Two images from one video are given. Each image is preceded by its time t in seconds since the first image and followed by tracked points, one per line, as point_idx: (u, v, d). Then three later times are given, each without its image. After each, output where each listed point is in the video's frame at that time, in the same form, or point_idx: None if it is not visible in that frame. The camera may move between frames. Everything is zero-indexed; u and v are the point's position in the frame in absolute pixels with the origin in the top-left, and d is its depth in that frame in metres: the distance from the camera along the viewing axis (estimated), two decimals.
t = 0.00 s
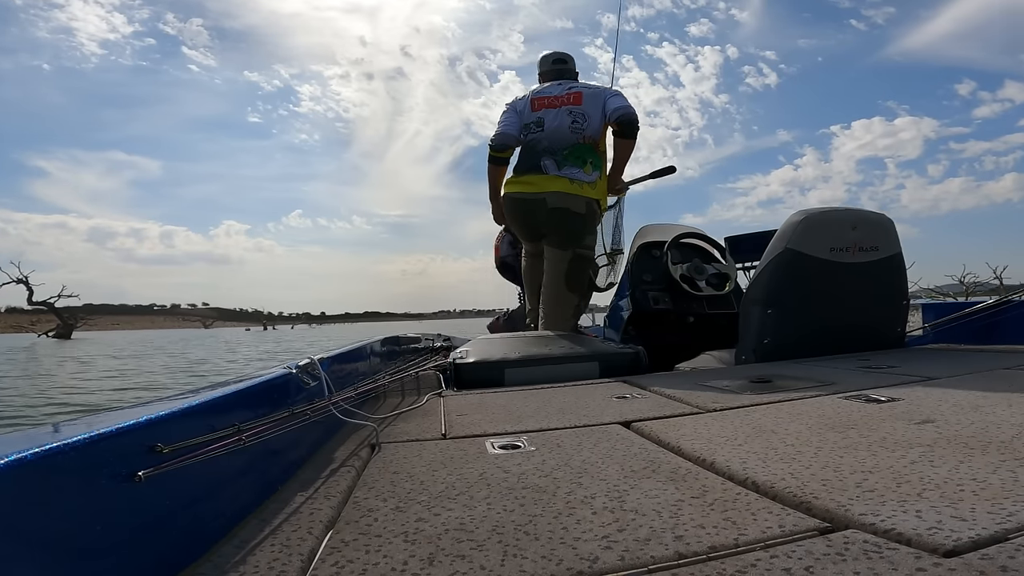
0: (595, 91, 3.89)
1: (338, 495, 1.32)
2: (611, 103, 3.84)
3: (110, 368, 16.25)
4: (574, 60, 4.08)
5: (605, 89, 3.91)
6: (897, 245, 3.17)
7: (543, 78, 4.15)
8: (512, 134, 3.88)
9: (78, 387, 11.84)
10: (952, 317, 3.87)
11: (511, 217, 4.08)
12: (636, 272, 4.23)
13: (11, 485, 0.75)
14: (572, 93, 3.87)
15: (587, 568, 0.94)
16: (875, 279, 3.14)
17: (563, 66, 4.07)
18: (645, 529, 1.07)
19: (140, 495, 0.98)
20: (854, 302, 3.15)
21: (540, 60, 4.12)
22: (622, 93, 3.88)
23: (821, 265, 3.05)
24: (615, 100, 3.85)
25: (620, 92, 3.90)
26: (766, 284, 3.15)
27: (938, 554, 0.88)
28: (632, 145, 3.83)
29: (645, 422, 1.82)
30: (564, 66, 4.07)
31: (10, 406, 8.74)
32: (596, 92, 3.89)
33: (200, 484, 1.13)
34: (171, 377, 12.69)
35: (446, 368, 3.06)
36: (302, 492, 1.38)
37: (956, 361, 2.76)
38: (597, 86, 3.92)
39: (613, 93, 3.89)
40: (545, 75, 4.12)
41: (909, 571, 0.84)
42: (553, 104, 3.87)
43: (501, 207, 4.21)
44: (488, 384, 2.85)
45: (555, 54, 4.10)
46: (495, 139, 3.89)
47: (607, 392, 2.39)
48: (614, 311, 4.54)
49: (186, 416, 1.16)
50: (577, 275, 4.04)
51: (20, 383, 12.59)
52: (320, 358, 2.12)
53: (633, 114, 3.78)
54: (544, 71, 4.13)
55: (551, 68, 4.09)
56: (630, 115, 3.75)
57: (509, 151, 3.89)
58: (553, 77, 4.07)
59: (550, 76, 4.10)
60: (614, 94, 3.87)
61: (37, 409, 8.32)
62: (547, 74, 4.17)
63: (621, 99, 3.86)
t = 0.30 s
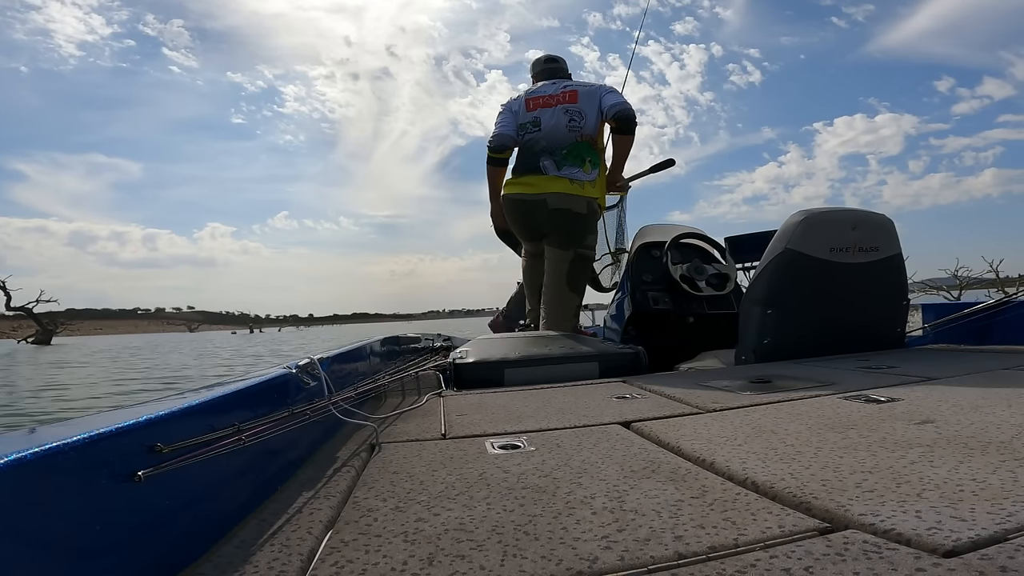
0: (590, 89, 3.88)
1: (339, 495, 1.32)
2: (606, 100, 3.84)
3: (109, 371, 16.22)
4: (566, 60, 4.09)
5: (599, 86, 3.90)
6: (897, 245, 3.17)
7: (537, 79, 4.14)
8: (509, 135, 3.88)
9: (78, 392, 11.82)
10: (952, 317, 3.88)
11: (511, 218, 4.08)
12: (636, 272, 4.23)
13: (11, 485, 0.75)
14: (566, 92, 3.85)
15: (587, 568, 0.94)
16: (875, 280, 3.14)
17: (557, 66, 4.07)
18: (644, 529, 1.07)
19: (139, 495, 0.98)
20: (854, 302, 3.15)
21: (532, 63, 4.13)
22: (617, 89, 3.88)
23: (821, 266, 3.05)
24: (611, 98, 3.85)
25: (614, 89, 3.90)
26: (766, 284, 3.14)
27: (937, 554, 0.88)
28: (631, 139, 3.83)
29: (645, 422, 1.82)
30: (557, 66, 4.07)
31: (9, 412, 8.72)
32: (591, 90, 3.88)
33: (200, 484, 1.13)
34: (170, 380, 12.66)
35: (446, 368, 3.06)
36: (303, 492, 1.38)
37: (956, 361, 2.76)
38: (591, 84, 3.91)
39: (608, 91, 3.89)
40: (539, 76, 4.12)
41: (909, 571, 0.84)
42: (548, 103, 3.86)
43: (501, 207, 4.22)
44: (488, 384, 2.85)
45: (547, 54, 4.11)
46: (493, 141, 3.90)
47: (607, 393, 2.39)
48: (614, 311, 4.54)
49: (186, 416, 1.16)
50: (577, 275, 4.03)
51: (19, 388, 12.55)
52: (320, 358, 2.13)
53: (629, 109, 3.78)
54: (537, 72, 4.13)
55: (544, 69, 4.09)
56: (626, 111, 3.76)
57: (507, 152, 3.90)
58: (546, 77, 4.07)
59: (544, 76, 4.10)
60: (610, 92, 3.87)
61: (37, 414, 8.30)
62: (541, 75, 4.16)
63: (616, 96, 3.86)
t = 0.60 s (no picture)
0: (586, 88, 3.87)
1: (338, 495, 1.32)
2: (602, 99, 3.84)
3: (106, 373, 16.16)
4: (563, 59, 4.08)
5: (596, 85, 3.90)
6: (896, 245, 3.17)
7: (534, 79, 4.15)
8: (507, 135, 3.88)
9: (73, 395, 11.75)
10: (952, 317, 3.88)
11: (512, 220, 4.09)
12: (635, 272, 4.23)
13: (11, 485, 0.75)
14: (562, 91, 3.85)
15: (587, 568, 0.94)
16: (875, 280, 3.14)
17: (553, 65, 4.06)
18: (644, 529, 1.07)
19: (139, 495, 0.98)
20: (854, 302, 3.15)
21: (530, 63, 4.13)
22: (613, 88, 3.87)
23: (821, 266, 3.05)
24: (607, 96, 3.84)
25: (611, 87, 3.89)
26: (766, 284, 3.14)
27: (937, 554, 0.88)
28: (627, 138, 3.82)
29: (645, 422, 1.82)
30: (553, 65, 4.06)
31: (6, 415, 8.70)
32: (587, 88, 3.87)
33: (199, 484, 1.13)
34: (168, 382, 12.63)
35: (446, 368, 3.06)
36: (302, 492, 1.38)
37: (955, 362, 2.76)
38: (587, 82, 3.90)
39: (604, 89, 3.88)
40: (536, 76, 4.12)
41: (908, 571, 0.84)
42: (544, 103, 3.85)
43: (497, 209, 4.15)
44: (488, 384, 2.85)
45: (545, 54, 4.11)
46: (490, 142, 3.91)
47: (607, 392, 2.38)
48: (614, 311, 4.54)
49: (186, 415, 1.16)
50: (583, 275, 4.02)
51: (17, 390, 12.54)
52: (320, 358, 2.13)
53: (625, 108, 3.77)
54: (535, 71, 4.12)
55: (542, 69, 4.08)
56: (622, 110, 3.75)
57: (505, 152, 3.90)
58: (542, 77, 4.07)
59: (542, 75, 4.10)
60: (606, 90, 3.86)
61: (33, 418, 8.26)
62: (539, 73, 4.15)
63: (613, 94, 3.85)
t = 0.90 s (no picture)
0: (586, 90, 3.89)
1: (338, 495, 1.32)
2: (602, 101, 3.85)
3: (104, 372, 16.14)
4: (563, 61, 4.08)
5: (596, 87, 3.91)
6: (896, 245, 3.17)
7: (535, 80, 4.16)
8: (506, 135, 3.87)
9: (72, 393, 11.75)
10: (951, 317, 3.88)
11: (510, 223, 4.07)
12: (635, 272, 4.23)
13: (11, 485, 0.75)
14: (562, 92, 3.85)
15: (587, 568, 0.94)
16: (875, 280, 3.14)
17: (554, 68, 4.06)
18: (645, 529, 1.07)
19: (140, 495, 0.98)
20: (854, 302, 3.16)
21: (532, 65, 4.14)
22: (613, 91, 3.89)
23: (822, 265, 3.05)
24: (608, 98, 3.85)
25: (611, 90, 3.90)
26: (766, 284, 3.14)
27: (937, 554, 0.88)
28: (626, 142, 3.82)
29: (645, 422, 1.82)
30: (554, 68, 4.06)
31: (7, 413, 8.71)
32: (587, 91, 3.88)
33: (200, 484, 1.13)
34: (166, 381, 12.60)
35: (446, 368, 3.06)
36: (303, 492, 1.38)
37: (956, 362, 2.76)
38: (588, 84, 3.92)
39: (605, 92, 3.89)
40: (538, 78, 4.13)
41: (909, 571, 0.84)
42: (544, 104, 3.86)
43: (494, 211, 4.10)
44: (488, 384, 2.84)
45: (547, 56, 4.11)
46: (489, 142, 3.90)
47: (607, 392, 2.38)
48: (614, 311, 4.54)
49: (186, 416, 1.15)
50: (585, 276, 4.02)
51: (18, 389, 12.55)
52: (320, 358, 2.12)
53: (625, 111, 3.78)
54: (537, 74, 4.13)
55: (543, 71, 4.09)
56: (621, 112, 3.77)
57: (503, 153, 3.89)
58: (544, 78, 4.08)
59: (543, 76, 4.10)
60: (606, 93, 3.87)
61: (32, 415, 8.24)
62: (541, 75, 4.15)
63: (613, 97, 3.86)
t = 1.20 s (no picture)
0: (585, 91, 3.88)
1: (338, 495, 1.31)
2: (601, 102, 3.85)
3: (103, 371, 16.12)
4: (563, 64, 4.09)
5: (595, 88, 3.91)
6: (896, 245, 3.17)
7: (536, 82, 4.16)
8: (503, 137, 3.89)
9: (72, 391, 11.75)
10: (951, 317, 3.89)
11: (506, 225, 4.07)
12: (635, 272, 4.23)
13: (12, 485, 0.75)
14: (561, 93, 3.85)
15: (587, 568, 0.94)
16: (875, 279, 3.15)
17: (554, 70, 4.07)
18: (645, 529, 1.07)
19: (140, 495, 0.98)
20: (854, 302, 3.16)
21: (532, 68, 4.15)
22: (612, 92, 3.89)
23: (821, 265, 3.05)
24: (606, 99, 3.85)
25: (609, 91, 3.90)
26: (766, 284, 3.14)
27: (938, 554, 0.88)
28: (626, 142, 3.82)
29: (645, 422, 1.82)
30: (554, 70, 4.07)
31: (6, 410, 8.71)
32: (586, 92, 3.88)
33: (200, 484, 1.13)
34: (163, 380, 12.56)
35: (446, 368, 3.06)
36: (303, 492, 1.38)
37: (956, 361, 2.77)
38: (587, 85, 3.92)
39: (603, 93, 3.89)
40: (539, 80, 4.13)
41: (909, 570, 0.84)
42: (543, 104, 3.86)
43: (493, 213, 4.18)
44: (488, 384, 2.84)
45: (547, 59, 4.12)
46: (487, 143, 3.91)
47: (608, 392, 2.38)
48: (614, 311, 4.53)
49: (186, 415, 1.15)
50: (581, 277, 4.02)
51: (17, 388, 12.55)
52: (320, 358, 2.12)
53: (623, 112, 3.78)
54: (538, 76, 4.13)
55: (544, 73, 4.09)
56: (620, 114, 3.78)
57: (501, 153, 3.90)
58: (545, 81, 4.08)
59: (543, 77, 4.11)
60: (605, 94, 3.88)
61: (29, 411, 8.23)
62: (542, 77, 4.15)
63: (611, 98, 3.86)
